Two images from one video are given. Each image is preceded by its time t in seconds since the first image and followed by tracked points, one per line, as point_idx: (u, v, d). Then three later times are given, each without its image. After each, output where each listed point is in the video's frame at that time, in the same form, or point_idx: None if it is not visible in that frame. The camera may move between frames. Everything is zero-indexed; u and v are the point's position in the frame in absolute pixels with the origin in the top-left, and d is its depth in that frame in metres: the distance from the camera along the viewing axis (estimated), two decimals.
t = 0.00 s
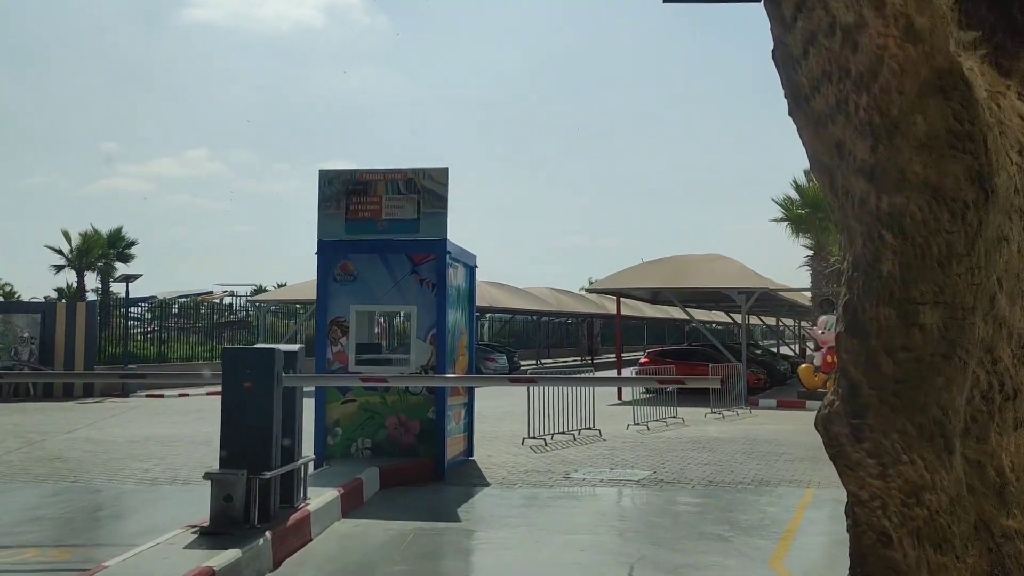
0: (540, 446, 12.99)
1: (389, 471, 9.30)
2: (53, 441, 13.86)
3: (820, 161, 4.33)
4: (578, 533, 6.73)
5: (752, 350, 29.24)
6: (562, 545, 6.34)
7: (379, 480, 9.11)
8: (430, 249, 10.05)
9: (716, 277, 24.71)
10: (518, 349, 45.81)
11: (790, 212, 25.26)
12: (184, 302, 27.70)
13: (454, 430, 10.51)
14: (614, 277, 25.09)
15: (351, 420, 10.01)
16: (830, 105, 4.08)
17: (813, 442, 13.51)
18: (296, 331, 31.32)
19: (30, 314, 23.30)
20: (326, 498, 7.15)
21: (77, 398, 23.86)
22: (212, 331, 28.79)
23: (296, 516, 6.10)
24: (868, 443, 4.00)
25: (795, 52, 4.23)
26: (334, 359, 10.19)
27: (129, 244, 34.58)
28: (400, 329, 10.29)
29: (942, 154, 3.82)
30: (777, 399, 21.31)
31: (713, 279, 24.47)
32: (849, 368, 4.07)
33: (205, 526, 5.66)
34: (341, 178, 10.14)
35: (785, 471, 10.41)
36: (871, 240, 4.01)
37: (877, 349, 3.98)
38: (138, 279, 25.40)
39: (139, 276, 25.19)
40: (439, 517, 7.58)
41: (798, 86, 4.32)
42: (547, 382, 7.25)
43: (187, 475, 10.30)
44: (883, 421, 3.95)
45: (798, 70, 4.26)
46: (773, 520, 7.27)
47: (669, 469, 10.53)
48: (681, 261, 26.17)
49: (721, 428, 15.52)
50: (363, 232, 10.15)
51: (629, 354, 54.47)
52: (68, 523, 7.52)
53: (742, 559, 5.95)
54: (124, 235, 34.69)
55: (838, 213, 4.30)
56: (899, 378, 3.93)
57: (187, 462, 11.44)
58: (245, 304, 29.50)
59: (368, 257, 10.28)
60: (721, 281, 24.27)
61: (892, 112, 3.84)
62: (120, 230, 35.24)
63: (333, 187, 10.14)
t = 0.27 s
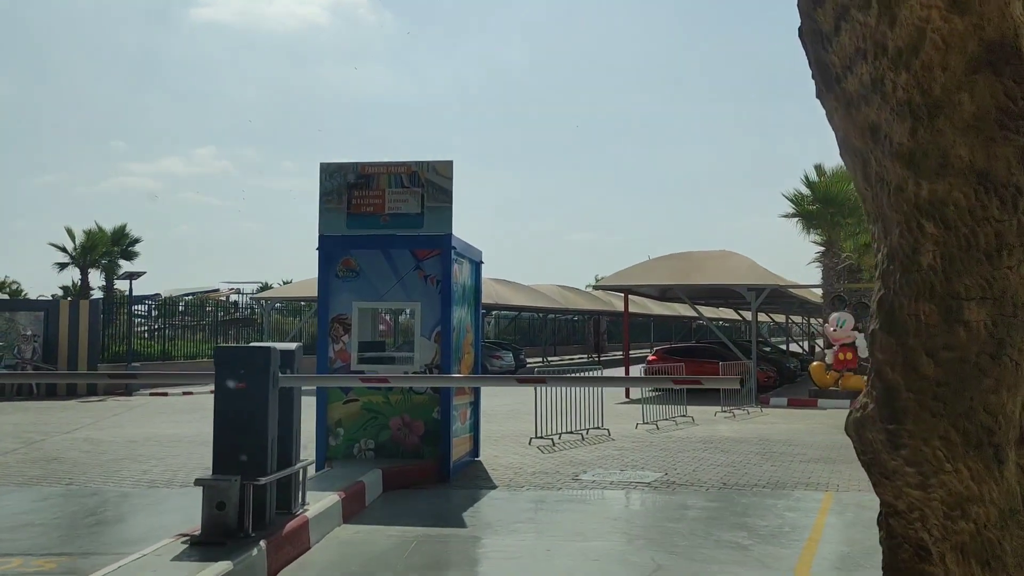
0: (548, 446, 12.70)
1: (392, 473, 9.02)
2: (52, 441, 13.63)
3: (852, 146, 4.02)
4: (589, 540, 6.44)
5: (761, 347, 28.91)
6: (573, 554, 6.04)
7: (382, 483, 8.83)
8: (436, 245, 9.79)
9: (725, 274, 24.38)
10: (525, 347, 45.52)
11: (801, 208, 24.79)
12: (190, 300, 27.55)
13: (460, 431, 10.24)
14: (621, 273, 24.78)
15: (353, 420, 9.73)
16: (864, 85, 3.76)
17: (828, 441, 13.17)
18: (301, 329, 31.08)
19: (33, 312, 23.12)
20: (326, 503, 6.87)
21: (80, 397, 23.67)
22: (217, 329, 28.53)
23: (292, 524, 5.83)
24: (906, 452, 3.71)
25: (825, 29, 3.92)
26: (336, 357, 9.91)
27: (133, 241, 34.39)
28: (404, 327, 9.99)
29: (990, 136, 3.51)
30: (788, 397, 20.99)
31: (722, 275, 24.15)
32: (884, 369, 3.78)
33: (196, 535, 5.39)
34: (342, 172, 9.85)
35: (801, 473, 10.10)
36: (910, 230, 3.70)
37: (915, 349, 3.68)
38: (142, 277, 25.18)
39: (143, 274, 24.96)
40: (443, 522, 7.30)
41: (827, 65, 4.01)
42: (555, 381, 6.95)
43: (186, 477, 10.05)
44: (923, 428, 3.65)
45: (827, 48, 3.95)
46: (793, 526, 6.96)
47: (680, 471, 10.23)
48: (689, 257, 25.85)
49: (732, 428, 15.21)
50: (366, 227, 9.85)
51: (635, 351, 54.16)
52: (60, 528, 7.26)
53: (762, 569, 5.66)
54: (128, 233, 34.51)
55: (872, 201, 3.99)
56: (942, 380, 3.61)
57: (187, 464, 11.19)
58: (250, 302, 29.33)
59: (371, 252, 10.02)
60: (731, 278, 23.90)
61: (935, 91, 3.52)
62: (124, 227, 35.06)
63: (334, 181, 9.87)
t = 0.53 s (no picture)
0: (550, 444, 12.43)
1: (390, 473, 8.76)
2: (45, 439, 13.39)
3: (881, 129, 3.78)
4: (594, 544, 6.17)
5: (765, 343, 28.64)
6: (577, 559, 5.76)
7: (379, 483, 8.57)
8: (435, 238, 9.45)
9: (729, 269, 24.09)
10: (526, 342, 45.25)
11: (806, 202, 24.49)
12: (192, 294, 27.02)
13: (460, 429, 9.97)
14: (624, 269, 24.50)
15: (350, 418, 9.46)
16: (893, 62, 3.53)
17: (836, 440, 12.89)
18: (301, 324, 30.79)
19: (29, 307, 22.87)
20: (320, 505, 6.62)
21: (77, 394, 23.41)
22: (218, 325, 28.04)
23: (283, 529, 5.58)
24: (938, 456, 3.48)
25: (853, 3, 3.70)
26: (332, 353, 9.64)
27: (132, 236, 34.08)
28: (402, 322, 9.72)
29: None
30: (793, 394, 20.73)
31: (726, 270, 23.86)
32: (914, 366, 3.55)
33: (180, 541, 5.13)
34: (339, 162, 9.55)
35: (810, 473, 9.83)
36: (942, 217, 3.44)
37: (949, 346, 3.42)
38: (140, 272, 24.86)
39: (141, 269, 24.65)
40: (442, 525, 7.04)
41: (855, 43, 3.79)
42: (559, 379, 6.64)
43: (178, 477, 9.79)
44: (956, 430, 3.41)
45: (854, 24, 3.72)
46: (805, 530, 6.69)
47: (686, 470, 9.96)
48: (693, 252, 25.56)
49: (737, 425, 14.94)
50: (363, 220, 9.57)
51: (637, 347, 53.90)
52: (46, 531, 7.00)
53: None
54: (126, 228, 34.22)
55: (900, 186, 3.73)
56: (978, 380, 3.34)
57: (181, 463, 10.93)
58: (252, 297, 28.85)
59: (368, 246, 9.69)
60: (734, 273, 23.61)
61: (971, 65, 3.25)
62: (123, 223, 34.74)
63: (330, 171, 9.56)
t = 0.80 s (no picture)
0: (537, 439, 12.20)
1: (373, 471, 8.49)
2: (20, 436, 13.03)
3: (891, 107, 3.53)
4: (585, 546, 5.94)
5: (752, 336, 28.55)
6: (568, 563, 5.53)
7: (362, 481, 8.30)
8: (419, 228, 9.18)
9: (718, 260, 23.93)
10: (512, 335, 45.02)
11: (794, 193, 24.37)
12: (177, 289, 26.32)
13: (446, 424, 9.72)
14: (611, 261, 24.28)
15: (332, 414, 9.18)
16: (906, 35, 3.27)
17: (827, 433, 12.74)
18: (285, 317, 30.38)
19: (7, 300, 22.45)
20: (299, 506, 6.35)
21: (55, 389, 22.96)
22: (201, 319, 27.18)
23: (257, 534, 5.31)
24: (954, 458, 3.25)
25: None
26: (314, 347, 9.31)
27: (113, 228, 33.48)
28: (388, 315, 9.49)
29: None
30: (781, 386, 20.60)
31: (714, 262, 23.70)
32: (929, 362, 3.32)
33: (147, 548, 4.87)
34: (320, 151, 9.22)
35: (802, 468, 9.65)
36: (959, 202, 3.19)
37: (967, 341, 3.19)
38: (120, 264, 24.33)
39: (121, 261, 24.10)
40: (427, 525, 6.79)
41: (861, 16, 3.52)
42: (548, 374, 6.28)
43: (154, 475, 9.49)
44: (974, 431, 3.19)
45: None
46: (802, 529, 6.49)
47: (677, 466, 9.75)
48: (681, 244, 25.39)
49: (727, 419, 14.78)
50: (345, 210, 9.28)
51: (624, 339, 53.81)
52: (12, 534, 6.70)
53: None
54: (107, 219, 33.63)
55: (913, 169, 3.49)
56: (999, 376, 3.12)
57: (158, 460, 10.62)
58: (236, 290, 28.37)
59: (350, 236, 9.37)
60: (723, 265, 23.43)
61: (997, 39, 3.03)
62: (103, 215, 34.07)
63: (311, 160, 9.23)
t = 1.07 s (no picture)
0: (512, 429, 12.00)
1: (343, 463, 8.24)
2: None
3: (889, 81, 3.33)
4: (562, 541, 5.75)
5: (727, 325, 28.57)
6: (545, 559, 5.32)
7: (332, 474, 8.05)
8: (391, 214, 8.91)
9: (693, 249, 23.86)
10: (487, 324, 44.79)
11: (770, 180, 24.38)
12: (148, 278, 25.61)
13: (419, 415, 9.47)
14: (587, 249, 24.12)
15: (301, 405, 8.89)
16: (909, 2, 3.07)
17: (803, 422, 12.66)
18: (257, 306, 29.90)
19: None
20: (264, 501, 6.09)
21: (18, 379, 22.38)
22: (172, 308, 26.63)
23: (218, 532, 5.06)
24: (954, 452, 3.07)
25: None
26: (282, 336, 9.04)
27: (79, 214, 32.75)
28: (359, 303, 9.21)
29: None
30: (756, 375, 20.58)
31: (690, 251, 23.62)
32: (928, 351, 3.13)
33: (99, 548, 4.60)
34: (288, 134, 8.92)
35: (781, 457, 9.55)
36: (964, 180, 3.01)
37: (970, 328, 3.01)
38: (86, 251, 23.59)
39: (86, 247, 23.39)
40: (398, 520, 6.56)
41: None
42: (524, 365, 5.99)
43: (116, 468, 9.16)
44: (975, 423, 3.01)
45: None
46: (784, 521, 6.33)
47: (655, 456, 9.60)
48: (657, 232, 25.29)
49: (703, 408, 14.69)
50: (315, 193, 8.95)
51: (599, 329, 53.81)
52: None
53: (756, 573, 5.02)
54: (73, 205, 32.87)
55: (912, 146, 3.30)
56: (1004, 365, 2.95)
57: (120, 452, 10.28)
58: (206, 278, 27.84)
59: (319, 222, 9.06)
60: (698, 253, 23.35)
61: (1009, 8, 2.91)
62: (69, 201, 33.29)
63: (279, 143, 8.92)
